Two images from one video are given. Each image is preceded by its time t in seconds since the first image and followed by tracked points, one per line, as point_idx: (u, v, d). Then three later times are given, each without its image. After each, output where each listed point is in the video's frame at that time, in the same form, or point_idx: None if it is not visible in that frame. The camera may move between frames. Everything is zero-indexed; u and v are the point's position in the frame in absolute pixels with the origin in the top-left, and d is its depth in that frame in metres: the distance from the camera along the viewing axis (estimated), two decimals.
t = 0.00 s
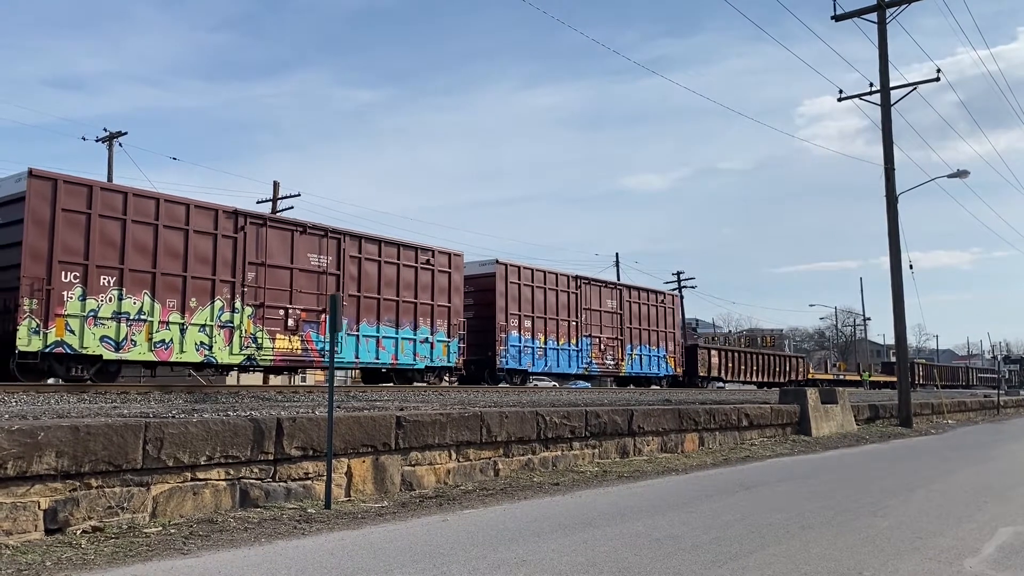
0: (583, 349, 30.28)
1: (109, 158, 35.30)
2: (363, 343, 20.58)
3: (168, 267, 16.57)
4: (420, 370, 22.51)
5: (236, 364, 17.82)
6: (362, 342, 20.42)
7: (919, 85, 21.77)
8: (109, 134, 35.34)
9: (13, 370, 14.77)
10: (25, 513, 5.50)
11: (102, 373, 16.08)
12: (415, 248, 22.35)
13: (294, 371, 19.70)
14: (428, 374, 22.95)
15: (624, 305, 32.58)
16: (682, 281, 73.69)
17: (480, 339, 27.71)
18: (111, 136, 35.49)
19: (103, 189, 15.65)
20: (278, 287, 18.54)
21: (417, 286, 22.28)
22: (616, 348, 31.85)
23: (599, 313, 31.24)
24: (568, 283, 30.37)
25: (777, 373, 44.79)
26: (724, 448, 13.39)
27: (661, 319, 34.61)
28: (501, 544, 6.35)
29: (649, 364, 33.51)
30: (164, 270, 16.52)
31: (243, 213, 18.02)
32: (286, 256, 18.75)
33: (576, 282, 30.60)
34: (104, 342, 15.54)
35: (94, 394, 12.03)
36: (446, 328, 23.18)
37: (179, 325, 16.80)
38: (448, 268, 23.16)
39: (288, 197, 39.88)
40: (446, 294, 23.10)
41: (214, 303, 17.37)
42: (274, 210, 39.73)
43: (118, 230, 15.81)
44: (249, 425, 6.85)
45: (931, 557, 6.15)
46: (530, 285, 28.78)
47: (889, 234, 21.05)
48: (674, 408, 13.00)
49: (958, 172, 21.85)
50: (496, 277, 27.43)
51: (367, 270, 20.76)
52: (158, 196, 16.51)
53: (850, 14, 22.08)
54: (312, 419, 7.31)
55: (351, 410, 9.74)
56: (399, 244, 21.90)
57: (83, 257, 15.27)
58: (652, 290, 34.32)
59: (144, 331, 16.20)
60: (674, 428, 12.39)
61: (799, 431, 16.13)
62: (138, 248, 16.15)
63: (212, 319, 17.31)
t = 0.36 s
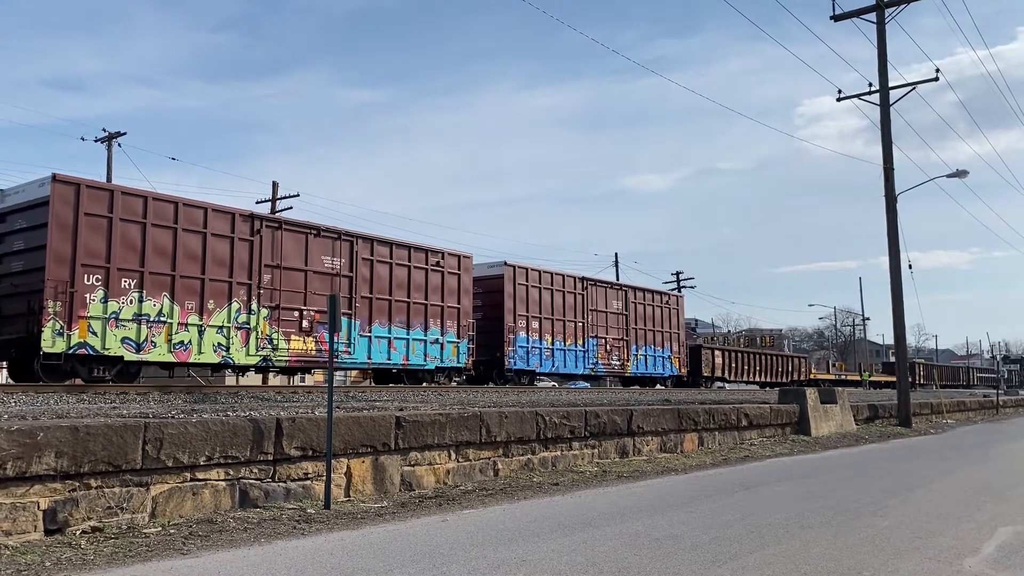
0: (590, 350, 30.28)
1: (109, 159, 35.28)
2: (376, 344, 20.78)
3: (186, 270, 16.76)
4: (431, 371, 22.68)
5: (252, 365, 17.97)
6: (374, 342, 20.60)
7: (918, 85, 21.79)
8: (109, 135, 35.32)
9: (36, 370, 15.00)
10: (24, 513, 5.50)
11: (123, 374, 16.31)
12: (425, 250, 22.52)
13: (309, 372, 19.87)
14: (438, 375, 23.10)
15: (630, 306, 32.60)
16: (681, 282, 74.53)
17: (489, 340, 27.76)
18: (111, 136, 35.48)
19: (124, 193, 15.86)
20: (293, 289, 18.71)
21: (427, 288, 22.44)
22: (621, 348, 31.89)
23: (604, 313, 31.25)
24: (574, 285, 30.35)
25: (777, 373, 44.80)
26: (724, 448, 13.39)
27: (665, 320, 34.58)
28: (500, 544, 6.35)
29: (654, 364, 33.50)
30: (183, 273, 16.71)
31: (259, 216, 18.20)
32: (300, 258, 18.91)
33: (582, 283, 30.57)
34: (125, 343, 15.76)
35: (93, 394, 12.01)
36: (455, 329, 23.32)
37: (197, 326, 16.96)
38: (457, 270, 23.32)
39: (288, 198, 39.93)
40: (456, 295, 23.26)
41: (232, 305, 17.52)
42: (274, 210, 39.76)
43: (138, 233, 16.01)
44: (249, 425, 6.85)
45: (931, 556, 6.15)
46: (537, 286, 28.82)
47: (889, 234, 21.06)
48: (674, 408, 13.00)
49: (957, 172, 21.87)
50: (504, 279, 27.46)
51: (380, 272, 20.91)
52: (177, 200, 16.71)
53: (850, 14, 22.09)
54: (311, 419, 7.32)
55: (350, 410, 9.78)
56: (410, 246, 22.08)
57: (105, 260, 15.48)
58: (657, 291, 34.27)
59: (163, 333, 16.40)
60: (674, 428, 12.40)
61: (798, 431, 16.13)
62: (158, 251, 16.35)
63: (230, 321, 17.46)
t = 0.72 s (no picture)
0: (594, 350, 30.36)
1: (106, 159, 35.23)
2: (385, 344, 21.00)
3: (201, 272, 17.09)
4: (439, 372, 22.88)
5: (265, 365, 18.30)
6: (384, 343, 20.82)
7: (917, 85, 21.81)
8: (106, 135, 35.30)
9: (56, 371, 15.28)
10: (21, 514, 5.49)
11: (139, 374, 16.62)
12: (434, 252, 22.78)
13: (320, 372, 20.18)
14: (446, 376, 23.29)
15: (633, 307, 32.64)
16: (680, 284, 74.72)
17: (495, 340, 27.86)
18: (109, 135, 35.46)
19: (142, 197, 16.24)
20: (305, 291, 19.05)
21: (436, 289, 22.70)
22: (625, 349, 31.92)
23: (609, 314, 31.26)
24: (580, 286, 30.35)
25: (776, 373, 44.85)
26: (721, 448, 13.39)
27: (668, 320, 34.57)
28: (498, 544, 6.34)
29: (657, 364, 33.51)
30: (198, 275, 17.04)
31: (272, 219, 18.51)
32: (312, 261, 19.24)
33: (587, 284, 30.58)
34: (142, 344, 16.08)
35: (90, 394, 11.98)
36: (463, 330, 23.58)
37: (212, 327, 17.27)
38: (465, 271, 23.55)
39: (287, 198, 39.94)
40: (464, 296, 23.51)
41: (245, 306, 17.84)
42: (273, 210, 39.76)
43: (154, 236, 16.36)
44: (246, 426, 6.84)
45: (929, 556, 6.16)
46: (543, 287, 28.85)
47: (887, 233, 21.09)
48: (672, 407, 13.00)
49: (955, 172, 21.92)
50: (511, 280, 27.49)
51: (389, 273, 21.19)
52: (192, 203, 17.05)
53: (848, 14, 22.11)
54: (309, 419, 7.32)
55: (348, 410, 9.80)
56: (419, 247, 22.35)
57: (122, 263, 15.84)
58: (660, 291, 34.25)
59: (179, 334, 16.72)
60: (672, 428, 12.40)
61: (797, 431, 16.14)
62: (174, 253, 16.70)
63: (244, 322, 17.79)
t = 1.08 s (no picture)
0: (598, 350, 30.43)
1: (102, 159, 35.20)
2: (393, 345, 21.37)
3: (215, 274, 17.53)
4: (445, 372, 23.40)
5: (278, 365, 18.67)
6: (392, 343, 21.22)
7: (913, 84, 21.86)
8: (101, 135, 35.23)
9: (76, 371, 15.73)
10: (17, 514, 5.48)
11: (155, 374, 17.06)
12: (440, 253, 23.20)
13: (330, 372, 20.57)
14: (452, 376, 23.83)
15: (636, 307, 32.71)
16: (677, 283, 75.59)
17: (499, 340, 27.90)
18: (104, 135, 35.36)
19: (157, 201, 16.71)
20: (316, 292, 19.47)
21: (443, 290, 23.13)
22: (628, 349, 31.99)
23: (611, 314, 31.36)
24: (584, 287, 30.40)
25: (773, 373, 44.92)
26: (718, 447, 13.39)
27: (670, 320, 34.60)
28: (494, 544, 6.32)
29: (659, 364, 33.56)
30: (212, 277, 17.48)
31: (284, 222, 18.93)
32: (322, 262, 19.66)
33: (591, 286, 30.65)
34: (159, 344, 16.52)
35: (86, 395, 11.96)
36: (469, 330, 24.01)
37: (226, 328, 17.68)
38: (470, 273, 23.98)
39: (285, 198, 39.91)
40: (469, 297, 23.93)
41: (258, 307, 18.26)
42: (269, 210, 39.76)
43: (170, 239, 16.81)
44: (243, 425, 6.82)
45: (925, 554, 6.18)
46: (548, 288, 28.90)
47: (883, 233, 21.13)
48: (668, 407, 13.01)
49: (951, 171, 21.99)
50: (516, 281, 27.58)
51: (397, 275, 21.60)
52: (206, 206, 17.49)
53: (844, 14, 22.15)
54: (305, 419, 7.32)
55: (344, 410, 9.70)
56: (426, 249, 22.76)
57: (139, 265, 16.28)
58: (662, 292, 34.29)
59: (194, 335, 17.13)
60: (669, 427, 12.40)
61: (793, 430, 16.17)
62: (189, 255, 17.15)
63: (257, 323, 18.21)
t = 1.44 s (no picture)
0: (600, 350, 30.51)
1: (98, 159, 35.16)
2: (401, 345, 21.77)
3: (228, 276, 17.85)
4: (451, 372, 23.80)
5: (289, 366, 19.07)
6: (400, 343, 21.63)
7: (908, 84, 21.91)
8: (97, 135, 35.20)
9: (93, 372, 15.99)
10: (11, 515, 5.46)
11: (170, 374, 17.41)
12: (446, 255, 23.56)
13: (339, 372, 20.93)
14: (459, 376, 24.23)
15: (637, 307, 32.77)
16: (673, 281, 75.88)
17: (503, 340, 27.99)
18: (100, 135, 35.35)
19: (172, 204, 17.01)
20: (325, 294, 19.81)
21: (448, 291, 23.52)
22: (629, 349, 32.04)
23: (614, 315, 31.46)
24: (586, 287, 30.50)
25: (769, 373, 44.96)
26: (714, 447, 13.40)
27: (671, 320, 34.62)
28: (490, 545, 6.31)
29: (660, 364, 33.60)
30: (225, 279, 17.81)
31: (294, 224, 19.26)
32: (331, 264, 20.00)
33: (593, 286, 30.75)
34: (173, 346, 16.85)
35: (82, 395, 11.93)
36: (474, 330, 24.41)
37: (239, 329, 18.05)
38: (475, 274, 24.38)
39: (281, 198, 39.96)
40: (474, 298, 24.32)
41: (269, 309, 18.64)
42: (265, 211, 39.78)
43: (184, 242, 17.11)
44: (238, 426, 6.82)
45: (919, 553, 6.21)
46: (551, 289, 28.95)
47: (878, 232, 21.17)
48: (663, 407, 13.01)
49: (946, 171, 22.05)
50: (520, 282, 27.64)
51: (404, 276, 21.97)
52: (219, 210, 17.81)
53: (840, 14, 22.17)
54: (301, 420, 7.31)
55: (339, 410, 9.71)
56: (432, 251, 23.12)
57: (154, 268, 16.59)
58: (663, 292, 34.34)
59: (207, 336, 17.48)
60: (665, 427, 12.42)
61: (790, 430, 16.19)
62: (202, 258, 17.47)
63: (268, 324, 18.61)
